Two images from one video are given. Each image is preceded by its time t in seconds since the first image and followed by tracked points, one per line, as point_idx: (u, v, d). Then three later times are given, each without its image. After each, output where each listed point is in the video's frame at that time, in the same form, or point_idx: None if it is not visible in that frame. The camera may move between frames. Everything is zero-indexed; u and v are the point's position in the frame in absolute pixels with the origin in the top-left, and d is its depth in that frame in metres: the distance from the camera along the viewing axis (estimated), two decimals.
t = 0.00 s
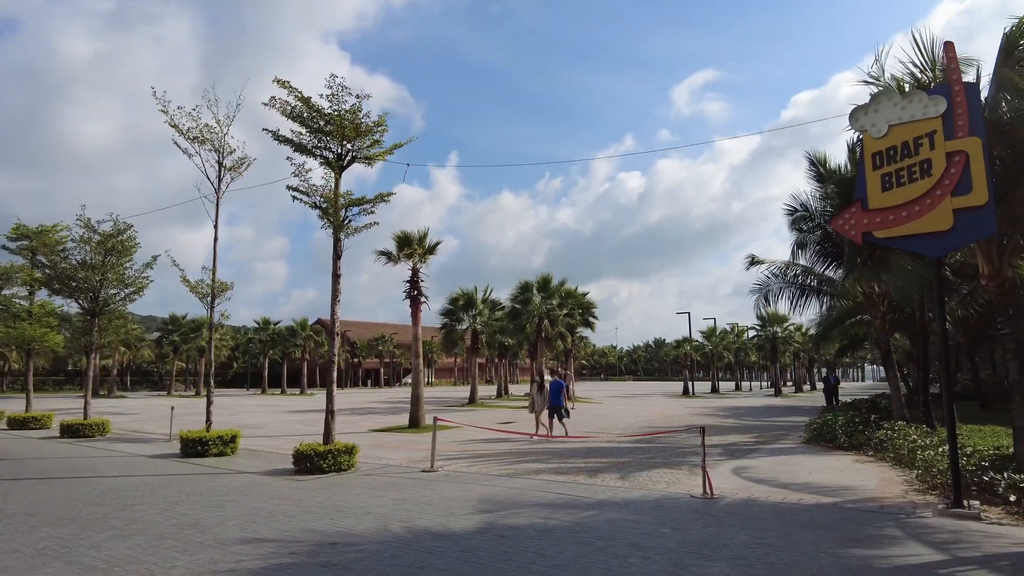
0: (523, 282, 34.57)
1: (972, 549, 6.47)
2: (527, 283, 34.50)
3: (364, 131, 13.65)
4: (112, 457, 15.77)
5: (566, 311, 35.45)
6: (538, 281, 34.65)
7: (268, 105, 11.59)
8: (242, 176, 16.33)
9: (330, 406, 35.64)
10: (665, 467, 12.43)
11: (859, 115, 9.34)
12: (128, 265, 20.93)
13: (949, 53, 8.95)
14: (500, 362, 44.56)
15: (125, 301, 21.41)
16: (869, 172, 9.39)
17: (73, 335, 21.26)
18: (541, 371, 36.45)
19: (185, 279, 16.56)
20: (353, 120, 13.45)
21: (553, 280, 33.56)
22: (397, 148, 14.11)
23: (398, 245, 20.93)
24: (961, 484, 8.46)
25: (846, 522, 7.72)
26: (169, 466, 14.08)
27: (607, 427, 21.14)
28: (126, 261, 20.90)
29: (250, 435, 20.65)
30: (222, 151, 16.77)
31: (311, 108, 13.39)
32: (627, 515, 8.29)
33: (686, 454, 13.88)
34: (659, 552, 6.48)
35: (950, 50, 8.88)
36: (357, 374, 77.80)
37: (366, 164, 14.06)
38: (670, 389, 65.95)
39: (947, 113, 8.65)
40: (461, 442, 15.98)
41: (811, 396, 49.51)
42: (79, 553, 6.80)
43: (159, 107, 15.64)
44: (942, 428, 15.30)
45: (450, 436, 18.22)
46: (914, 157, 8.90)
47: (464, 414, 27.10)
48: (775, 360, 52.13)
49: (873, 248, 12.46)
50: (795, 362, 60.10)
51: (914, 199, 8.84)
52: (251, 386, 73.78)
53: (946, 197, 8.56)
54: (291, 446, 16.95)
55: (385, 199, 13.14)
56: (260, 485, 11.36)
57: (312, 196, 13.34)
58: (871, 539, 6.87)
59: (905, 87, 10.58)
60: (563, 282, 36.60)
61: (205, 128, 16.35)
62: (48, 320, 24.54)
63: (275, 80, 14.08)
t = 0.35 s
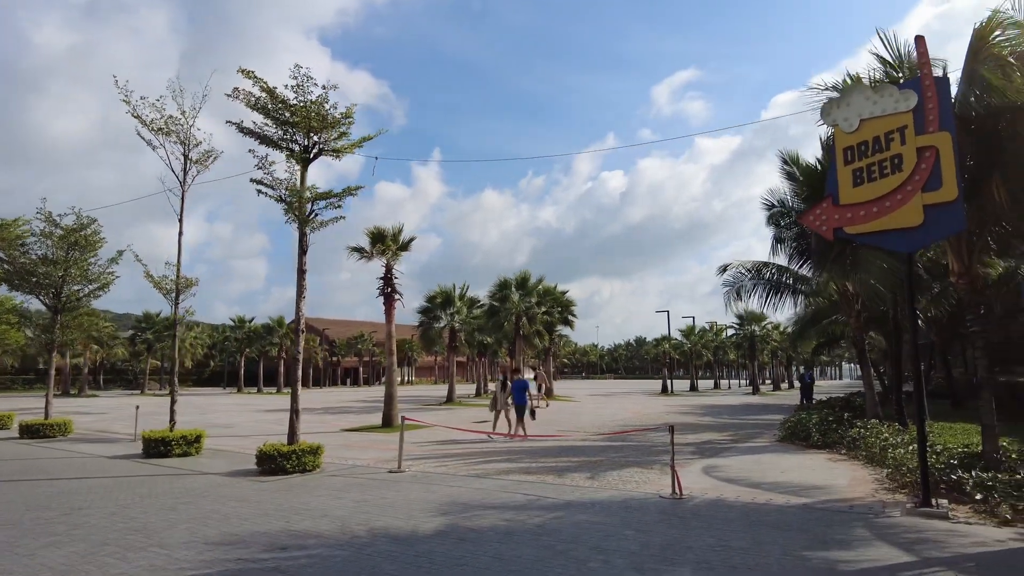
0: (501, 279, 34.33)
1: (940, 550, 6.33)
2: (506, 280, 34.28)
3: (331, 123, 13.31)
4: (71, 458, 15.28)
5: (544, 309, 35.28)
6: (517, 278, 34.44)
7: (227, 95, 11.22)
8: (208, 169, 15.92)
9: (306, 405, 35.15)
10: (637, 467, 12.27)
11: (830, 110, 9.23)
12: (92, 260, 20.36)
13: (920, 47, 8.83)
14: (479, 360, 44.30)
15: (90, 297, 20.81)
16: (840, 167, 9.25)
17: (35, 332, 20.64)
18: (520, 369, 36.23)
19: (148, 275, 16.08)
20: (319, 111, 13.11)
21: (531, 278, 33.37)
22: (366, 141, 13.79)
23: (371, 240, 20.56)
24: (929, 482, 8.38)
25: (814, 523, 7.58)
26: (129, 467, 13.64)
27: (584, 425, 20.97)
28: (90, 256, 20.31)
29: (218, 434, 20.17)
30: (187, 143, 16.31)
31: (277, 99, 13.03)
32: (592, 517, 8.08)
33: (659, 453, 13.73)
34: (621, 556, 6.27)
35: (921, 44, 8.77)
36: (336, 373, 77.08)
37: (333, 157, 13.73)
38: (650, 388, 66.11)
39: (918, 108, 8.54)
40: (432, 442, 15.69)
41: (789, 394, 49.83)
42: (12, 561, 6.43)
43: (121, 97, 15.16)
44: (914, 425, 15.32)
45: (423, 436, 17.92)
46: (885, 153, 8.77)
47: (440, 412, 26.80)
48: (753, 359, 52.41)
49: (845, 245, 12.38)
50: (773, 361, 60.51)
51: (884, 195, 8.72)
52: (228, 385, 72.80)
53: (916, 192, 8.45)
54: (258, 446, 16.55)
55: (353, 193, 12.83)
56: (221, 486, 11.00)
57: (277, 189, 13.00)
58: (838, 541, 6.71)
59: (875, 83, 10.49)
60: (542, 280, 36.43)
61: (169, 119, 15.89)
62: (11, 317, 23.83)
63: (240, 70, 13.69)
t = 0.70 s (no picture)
0: (485, 270, 34.10)
1: (911, 541, 6.22)
2: (490, 271, 34.06)
3: (303, 108, 12.99)
4: (39, 451, 14.94)
5: (529, 300, 35.11)
6: (501, 269, 34.23)
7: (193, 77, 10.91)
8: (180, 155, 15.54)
9: (288, 397, 34.80)
10: (614, 457, 12.13)
11: (809, 94, 9.04)
12: (63, 249, 19.92)
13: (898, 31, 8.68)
14: (464, 352, 44.12)
15: (61, 287, 20.37)
16: (818, 153, 9.07)
17: (5, 323, 20.17)
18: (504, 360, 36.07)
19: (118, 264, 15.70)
20: (291, 96, 12.79)
21: (515, 269, 33.17)
22: (339, 126, 13.49)
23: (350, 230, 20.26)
24: (904, 472, 8.29)
25: (786, 514, 7.46)
26: (97, 460, 13.34)
27: (565, 416, 20.84)
28: (61, 245, 19.86)
29: (194, 426, 19.85)
30: (158, 129, 15.91)
31: (246, 84, 12.69)
32: (564, 508, 7.92)
33: (638, 443, 13.61)
34: (587, 549, 6.10)
35: (899, 28, 8.62)
36: (322, 364, 76.65)
37: (306, 143, 13.42)
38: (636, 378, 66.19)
39: (896, 93, 8.38)
40: (408, 433, 15.47)
41: (773, 385, 50.03)
42: None
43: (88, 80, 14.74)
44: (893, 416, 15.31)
45: (402, 427, 17.70)
46: (862, 138, 8.61)
47: (422, 404, 26.58)
48: (737, 349, 52.55)
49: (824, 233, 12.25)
50: (758, 352, 60.77)
51: (862, 181, 8.57)
52: (212, 377, 72.24)
53: (894, 179, 8.31)
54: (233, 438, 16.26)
55: (325, 180, 12.54)
56: (188, 479, 10.75)
57: (247, 176, 12.69)
58: (811, 532, 6.58)
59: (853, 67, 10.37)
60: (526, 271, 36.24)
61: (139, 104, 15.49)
62: None
63: (209, 53, 13.32)
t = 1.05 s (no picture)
0: (468, 249, 33.80)
1: (885, 522, 6.15)
2: (473, 250, 33.77)
3: (274, 79, 12.57)
4: (6, 432, 14.58)
5: (512, 279, 34.88)
6: (484, 248, 33.95)
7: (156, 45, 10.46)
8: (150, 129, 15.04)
9: (269, 376, 34.49)
10: (592, 436, 12.04)
11: (792, 67, 8.79)
12: (31, 225, 19.35)
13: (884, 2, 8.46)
14: (448, 331, 43.92)
15: (30, 264, 19.84)
16: (800, 128, 8.88)
17: None
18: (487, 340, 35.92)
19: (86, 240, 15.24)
20: (262, 66, 12.35)
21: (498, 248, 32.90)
22: (313, 99, 13.08)
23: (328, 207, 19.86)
24: (880, 452, 8.25)
25: (762, 495, 7.37)
26: (66, 441, 13.04)
27: (547, 395, 20.76)
28: (29, 221, 19.28)
29: (170, 406, 19.53)
30: (126, 101, 15.37)
31: (215, 54, 12.24)
32: (537, 489, 7.80)
33: (617, 423, 13.53)
34: (557, 532, 5.97)
35: None
36: (305, 344, 76.17)
37: (279, 116, 13.02)
38: (619, 358, 66.43)
39: (880, 67, 8.20)
40: (386, 412, 15.28)
41: (754, 364, 50.38)
42: None
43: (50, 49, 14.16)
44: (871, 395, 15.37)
45: (380, 407, 17.52)
46: (845, 113, 8.42)
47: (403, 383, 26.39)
48: (720, 329, 52.78)
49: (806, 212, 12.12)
50: (740, 332, 61.16)
51: (844, 156, 8.40)
52: (194, 356, 71.58)
53: (876, 155, 8.15)
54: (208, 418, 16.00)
55: (298, 154, 12.18)
56: (157, 460, 10.51)
57: (217, 150, 12.29)
58: (785, 513, 6.49)
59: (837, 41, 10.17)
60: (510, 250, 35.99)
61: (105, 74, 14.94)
62: None
63: (176, 22, 12.80)
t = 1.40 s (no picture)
0: (444, 241, 33.39)
1: (866, 522, 5.99)
2: (450, 242, 33.38)
3: (238, 59, 12.09)
4: None
5: (489, 271, 34.56)
6: (461, 240, 33.57)
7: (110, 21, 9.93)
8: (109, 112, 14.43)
9: (241, 369, 33.83)
10: (568, 431, 11.83)
11: (776, 52, 8.57)
12: None
13: None
14: (424, 324, 43.49)
15: None
16: (784, 115, 8.67)
17: None
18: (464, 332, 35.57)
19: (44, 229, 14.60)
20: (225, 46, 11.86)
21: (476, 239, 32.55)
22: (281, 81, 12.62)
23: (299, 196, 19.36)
24: (858, 448, 8.13)
25: (740, 493, 7.20)
26: (21, 437, 12.50)
27: (523, 388, 20.55)
28: None
29: (135, 400, 18.97)
30: (84, 82, 14.73)
31: (176, 32, 11.71)
32: (510, 487, 7.54)
33: (593, 417, 13.33)
34: (530, 535, 5.71)
35: None
36: (280, 336, 75.16)
37: (245, 98, 12.54)
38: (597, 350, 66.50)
39: (867, 53, 8.04)
40: (358, 407, 14.93)
41: (729, 357, 50.69)
42: None
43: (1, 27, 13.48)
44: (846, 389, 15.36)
45: (353, 400, 17.15)
46: (831, 99, 8.23)
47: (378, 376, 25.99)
48: (696, 322, 53.00)
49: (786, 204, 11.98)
50: (716, 324, 61.53)
51: (830, 145, 8.23)
52: (165, 347, 70.29)
53: (862, 143, 7.99)
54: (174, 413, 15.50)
55: (264, 138, 11.74)
56: (116, 458, 10.07)
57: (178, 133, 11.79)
58: (764, 513, 6.31)
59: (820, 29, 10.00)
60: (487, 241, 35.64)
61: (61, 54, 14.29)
62: None
63: None
